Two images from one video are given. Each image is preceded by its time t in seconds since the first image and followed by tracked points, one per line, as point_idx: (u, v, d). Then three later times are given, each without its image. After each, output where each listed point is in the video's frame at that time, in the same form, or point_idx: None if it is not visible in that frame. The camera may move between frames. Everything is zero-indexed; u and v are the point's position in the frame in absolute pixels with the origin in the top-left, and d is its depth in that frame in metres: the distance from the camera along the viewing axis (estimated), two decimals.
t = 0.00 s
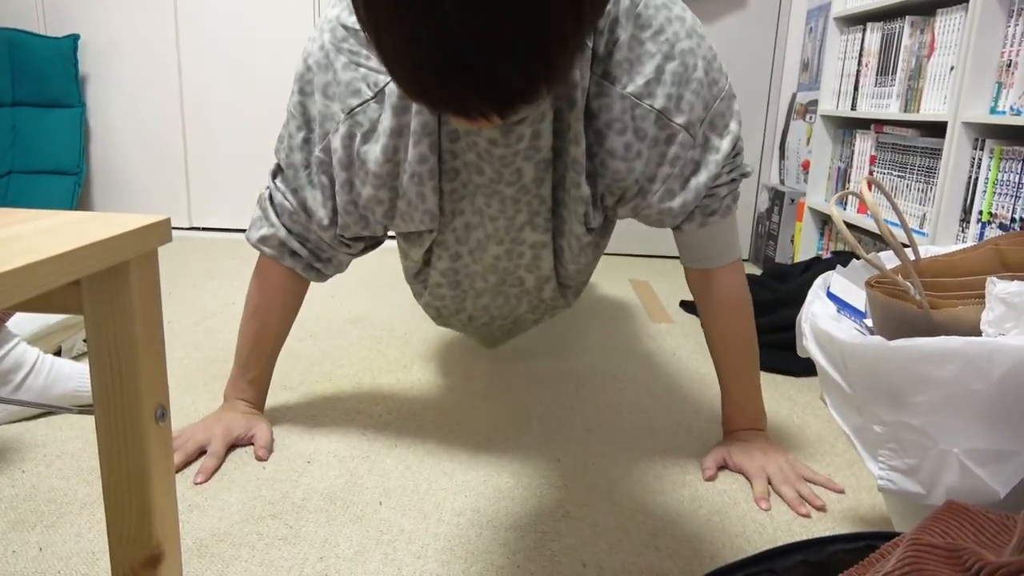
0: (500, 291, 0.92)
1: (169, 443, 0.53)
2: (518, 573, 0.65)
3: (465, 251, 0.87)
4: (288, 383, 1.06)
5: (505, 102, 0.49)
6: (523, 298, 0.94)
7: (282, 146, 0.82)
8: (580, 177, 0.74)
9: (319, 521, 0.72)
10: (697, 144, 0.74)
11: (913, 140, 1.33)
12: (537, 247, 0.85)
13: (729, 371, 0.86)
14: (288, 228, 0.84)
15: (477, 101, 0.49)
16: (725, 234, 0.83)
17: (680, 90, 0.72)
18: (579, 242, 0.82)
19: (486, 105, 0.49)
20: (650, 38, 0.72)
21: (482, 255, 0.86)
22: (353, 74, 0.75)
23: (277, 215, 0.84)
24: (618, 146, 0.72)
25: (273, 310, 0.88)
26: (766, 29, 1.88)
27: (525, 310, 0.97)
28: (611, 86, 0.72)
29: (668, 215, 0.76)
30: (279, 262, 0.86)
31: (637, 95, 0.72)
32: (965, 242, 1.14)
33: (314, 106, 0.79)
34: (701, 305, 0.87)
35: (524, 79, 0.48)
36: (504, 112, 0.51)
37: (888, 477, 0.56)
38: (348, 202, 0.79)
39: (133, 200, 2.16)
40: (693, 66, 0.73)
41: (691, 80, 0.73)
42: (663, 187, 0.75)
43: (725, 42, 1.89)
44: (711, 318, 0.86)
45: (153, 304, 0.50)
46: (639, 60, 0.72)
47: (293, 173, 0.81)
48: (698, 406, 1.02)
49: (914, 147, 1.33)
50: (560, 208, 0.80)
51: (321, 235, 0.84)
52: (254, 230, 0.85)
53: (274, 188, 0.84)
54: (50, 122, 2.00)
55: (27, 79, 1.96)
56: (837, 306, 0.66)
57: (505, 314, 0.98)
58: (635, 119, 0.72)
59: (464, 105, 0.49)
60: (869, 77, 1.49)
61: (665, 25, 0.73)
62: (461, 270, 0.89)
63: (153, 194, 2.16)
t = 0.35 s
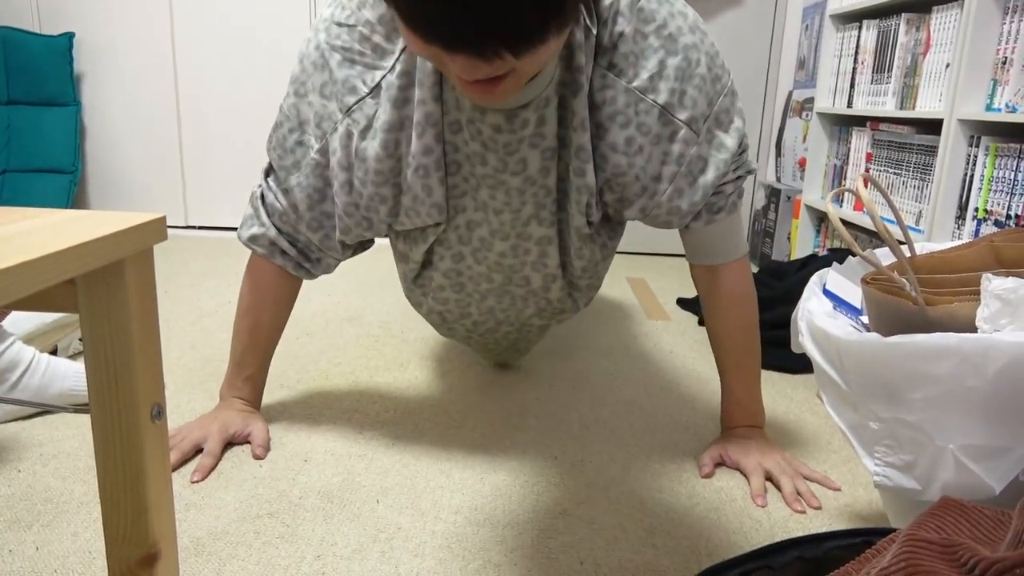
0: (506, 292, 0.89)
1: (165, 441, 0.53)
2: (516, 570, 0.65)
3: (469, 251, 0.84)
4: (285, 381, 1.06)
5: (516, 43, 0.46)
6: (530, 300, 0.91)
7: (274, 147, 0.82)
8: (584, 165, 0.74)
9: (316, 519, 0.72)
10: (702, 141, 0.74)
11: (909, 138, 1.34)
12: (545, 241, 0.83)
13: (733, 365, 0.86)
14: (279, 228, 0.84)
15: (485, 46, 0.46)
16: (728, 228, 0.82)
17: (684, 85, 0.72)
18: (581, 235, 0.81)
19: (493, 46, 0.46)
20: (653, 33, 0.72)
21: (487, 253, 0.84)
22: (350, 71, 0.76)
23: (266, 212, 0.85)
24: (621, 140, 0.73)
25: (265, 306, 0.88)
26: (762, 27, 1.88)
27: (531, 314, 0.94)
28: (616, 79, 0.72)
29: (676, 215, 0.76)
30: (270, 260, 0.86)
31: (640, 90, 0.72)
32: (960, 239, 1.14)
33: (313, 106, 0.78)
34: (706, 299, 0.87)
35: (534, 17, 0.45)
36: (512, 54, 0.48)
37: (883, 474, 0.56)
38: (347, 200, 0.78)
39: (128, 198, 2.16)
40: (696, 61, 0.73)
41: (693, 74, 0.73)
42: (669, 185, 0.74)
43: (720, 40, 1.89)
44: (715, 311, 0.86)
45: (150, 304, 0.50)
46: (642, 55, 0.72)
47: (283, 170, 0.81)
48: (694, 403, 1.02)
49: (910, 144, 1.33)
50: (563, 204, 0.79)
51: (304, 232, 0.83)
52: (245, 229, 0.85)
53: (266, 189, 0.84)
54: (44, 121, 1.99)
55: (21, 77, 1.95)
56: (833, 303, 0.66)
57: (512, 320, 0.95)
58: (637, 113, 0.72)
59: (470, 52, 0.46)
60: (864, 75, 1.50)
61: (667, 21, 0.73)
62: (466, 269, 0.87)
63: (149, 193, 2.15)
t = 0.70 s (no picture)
0: (514, 404, 0.85)
1: (162, 440, 0.53)
2: (516, 568, 0.65)
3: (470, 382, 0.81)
4: (282, 381, 1.05)
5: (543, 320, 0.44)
6: (535, 413, 0.87)
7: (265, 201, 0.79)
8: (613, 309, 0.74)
9: (314, 519, 0.72)
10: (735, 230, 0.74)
11: (907, 135, 1.34)
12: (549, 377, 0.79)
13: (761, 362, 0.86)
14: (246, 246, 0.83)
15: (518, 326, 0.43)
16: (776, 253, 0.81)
17: (710, 192, 0.71)
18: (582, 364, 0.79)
19: (522, 327, 0.43)
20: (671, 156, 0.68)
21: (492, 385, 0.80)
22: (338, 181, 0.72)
23: (236, 229, 0.83)
24: (665, 266, 0.72)
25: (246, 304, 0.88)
26: (759, 24, 1.88)
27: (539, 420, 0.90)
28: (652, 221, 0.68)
29: (719, 289, 0.78)
30: (238, 268, 0.85)
31: (678, 213, 0.70)
32: (958, 236, 1.14)
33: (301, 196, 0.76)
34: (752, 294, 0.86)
35: (538, 266, 0.41)
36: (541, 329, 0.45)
37: (883, 472, 0.55)
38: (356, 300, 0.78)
39: (125, 198, 2.15)
40: (716, 168, 0.70)
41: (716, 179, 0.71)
42: (717, 277, 0.76)
43: (718, 38, 1.89)
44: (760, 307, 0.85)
45: (147, 302, 0.50)
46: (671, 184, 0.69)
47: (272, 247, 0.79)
48: (693, 402, 1.02)
49: (908, 141, 1.33)
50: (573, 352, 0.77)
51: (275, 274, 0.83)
52: (214, 239, 0.84)
53: (246, 232, 0.82)
54: (39, 120, 1.98)
55: (16, 76, 1.94)
56: (832, 301, 0.66)
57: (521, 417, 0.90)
58: (676, 238, 0.71)
59: (500, 332, 0.43)
60: (862, 72, 1.50)
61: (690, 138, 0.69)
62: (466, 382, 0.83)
63: (145, 192, 2.14)
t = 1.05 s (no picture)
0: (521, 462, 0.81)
1: (160, 439, 0.53)
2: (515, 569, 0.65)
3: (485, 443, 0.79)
4: (280, 381, 1.05)
5: None
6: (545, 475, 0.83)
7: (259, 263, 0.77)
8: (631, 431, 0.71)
9: (312, 519, 0.72)
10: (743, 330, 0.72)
11: (905, 137, 1.34)
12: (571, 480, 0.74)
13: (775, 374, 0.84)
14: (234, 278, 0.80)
15: None
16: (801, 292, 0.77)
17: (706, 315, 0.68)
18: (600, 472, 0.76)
19: None
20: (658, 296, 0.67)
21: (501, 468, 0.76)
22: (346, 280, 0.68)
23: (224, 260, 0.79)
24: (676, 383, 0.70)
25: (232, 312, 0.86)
26: (758, 25, 1.88)
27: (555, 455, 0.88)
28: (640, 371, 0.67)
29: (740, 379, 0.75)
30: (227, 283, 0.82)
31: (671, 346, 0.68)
32: (956, 237, 1.14)
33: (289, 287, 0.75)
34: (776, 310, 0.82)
35: None
36: None
37: (882, 472, 0.56)
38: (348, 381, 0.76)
39: (123, 198, 2.15)
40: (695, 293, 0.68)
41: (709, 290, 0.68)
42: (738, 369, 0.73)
43: (716, 39, 1.89)
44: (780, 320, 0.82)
45: (144, 301, 0.50)
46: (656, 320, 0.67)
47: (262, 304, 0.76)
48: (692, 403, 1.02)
49: (906, 143, 1.34)
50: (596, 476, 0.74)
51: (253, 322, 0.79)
52: (202, 257, 0.80)
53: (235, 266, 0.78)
54: (36, 120, 1.98)
55: (13, 76, 1.94)
56: (831, 301, 0.66)
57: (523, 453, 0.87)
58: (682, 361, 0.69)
59: None
60: (860, 73, 1.50)
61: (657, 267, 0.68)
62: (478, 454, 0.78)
63: (143, 192, 2.14)
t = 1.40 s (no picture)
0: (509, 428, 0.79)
1: (158, 435, 0.53)
2: (512, 565, 0.65)
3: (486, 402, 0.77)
4: (279, 377, 1.06)
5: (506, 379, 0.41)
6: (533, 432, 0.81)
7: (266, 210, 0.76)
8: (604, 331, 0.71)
9: (309, 514, 0.72)
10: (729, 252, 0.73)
11: (904, 135, 1.34)
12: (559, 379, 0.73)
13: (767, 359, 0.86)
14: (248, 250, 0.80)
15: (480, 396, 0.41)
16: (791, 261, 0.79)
17: (703, 214, 0.69)
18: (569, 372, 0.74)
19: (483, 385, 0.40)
20: (664, 174, 0.66)
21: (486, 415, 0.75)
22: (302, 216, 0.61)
23: (237, 227, 0.80)
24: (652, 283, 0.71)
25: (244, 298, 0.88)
26: (757, 24, 1.88)
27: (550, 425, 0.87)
28: (626, 238, 0.65)
29: (715, 310, 0.76)
30: (240, 264, 0.83)
31: (662, 244, 0.68)
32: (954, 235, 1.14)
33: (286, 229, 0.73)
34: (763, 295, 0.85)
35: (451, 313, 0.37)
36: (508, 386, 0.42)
37: (878, 468, 0.56)
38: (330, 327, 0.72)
39: (121, 195, 2.15)
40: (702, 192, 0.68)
41: (713, 195, 0.69)
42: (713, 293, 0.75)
43: (716, 37, 1.89)
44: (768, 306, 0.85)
45: (140, 298, 0.50)
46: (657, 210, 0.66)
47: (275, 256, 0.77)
48: (691, 400, 1.02)
49: (904, 141, 1.34)
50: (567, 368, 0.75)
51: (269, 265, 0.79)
52: (216, 237, 0.82)
53: (249, 232, 0.78)
54: (35, 116, 1.98)
55: (12, 72, 1.94)
56: (828, 298, 0.66)
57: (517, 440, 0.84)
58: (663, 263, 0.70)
59: (402, 376, 0.38)
60: (859, 71, 1.50)
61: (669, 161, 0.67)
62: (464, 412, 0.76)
63: (142, 189, 2.14)
